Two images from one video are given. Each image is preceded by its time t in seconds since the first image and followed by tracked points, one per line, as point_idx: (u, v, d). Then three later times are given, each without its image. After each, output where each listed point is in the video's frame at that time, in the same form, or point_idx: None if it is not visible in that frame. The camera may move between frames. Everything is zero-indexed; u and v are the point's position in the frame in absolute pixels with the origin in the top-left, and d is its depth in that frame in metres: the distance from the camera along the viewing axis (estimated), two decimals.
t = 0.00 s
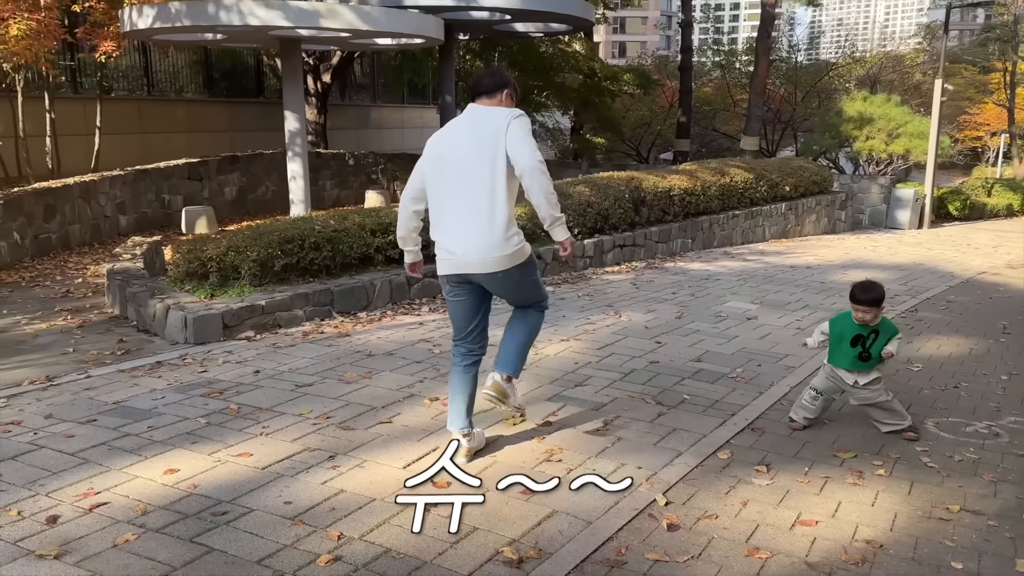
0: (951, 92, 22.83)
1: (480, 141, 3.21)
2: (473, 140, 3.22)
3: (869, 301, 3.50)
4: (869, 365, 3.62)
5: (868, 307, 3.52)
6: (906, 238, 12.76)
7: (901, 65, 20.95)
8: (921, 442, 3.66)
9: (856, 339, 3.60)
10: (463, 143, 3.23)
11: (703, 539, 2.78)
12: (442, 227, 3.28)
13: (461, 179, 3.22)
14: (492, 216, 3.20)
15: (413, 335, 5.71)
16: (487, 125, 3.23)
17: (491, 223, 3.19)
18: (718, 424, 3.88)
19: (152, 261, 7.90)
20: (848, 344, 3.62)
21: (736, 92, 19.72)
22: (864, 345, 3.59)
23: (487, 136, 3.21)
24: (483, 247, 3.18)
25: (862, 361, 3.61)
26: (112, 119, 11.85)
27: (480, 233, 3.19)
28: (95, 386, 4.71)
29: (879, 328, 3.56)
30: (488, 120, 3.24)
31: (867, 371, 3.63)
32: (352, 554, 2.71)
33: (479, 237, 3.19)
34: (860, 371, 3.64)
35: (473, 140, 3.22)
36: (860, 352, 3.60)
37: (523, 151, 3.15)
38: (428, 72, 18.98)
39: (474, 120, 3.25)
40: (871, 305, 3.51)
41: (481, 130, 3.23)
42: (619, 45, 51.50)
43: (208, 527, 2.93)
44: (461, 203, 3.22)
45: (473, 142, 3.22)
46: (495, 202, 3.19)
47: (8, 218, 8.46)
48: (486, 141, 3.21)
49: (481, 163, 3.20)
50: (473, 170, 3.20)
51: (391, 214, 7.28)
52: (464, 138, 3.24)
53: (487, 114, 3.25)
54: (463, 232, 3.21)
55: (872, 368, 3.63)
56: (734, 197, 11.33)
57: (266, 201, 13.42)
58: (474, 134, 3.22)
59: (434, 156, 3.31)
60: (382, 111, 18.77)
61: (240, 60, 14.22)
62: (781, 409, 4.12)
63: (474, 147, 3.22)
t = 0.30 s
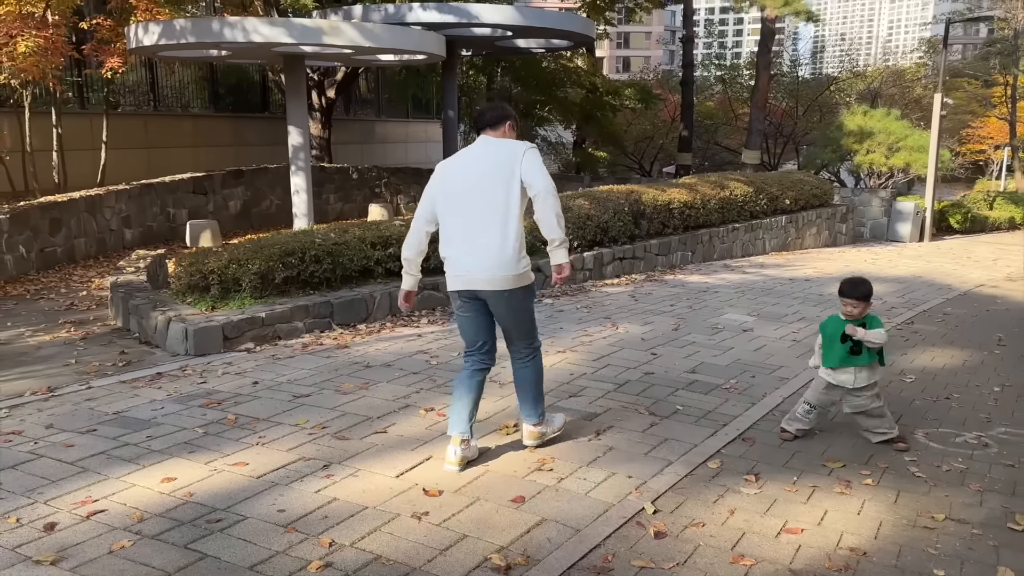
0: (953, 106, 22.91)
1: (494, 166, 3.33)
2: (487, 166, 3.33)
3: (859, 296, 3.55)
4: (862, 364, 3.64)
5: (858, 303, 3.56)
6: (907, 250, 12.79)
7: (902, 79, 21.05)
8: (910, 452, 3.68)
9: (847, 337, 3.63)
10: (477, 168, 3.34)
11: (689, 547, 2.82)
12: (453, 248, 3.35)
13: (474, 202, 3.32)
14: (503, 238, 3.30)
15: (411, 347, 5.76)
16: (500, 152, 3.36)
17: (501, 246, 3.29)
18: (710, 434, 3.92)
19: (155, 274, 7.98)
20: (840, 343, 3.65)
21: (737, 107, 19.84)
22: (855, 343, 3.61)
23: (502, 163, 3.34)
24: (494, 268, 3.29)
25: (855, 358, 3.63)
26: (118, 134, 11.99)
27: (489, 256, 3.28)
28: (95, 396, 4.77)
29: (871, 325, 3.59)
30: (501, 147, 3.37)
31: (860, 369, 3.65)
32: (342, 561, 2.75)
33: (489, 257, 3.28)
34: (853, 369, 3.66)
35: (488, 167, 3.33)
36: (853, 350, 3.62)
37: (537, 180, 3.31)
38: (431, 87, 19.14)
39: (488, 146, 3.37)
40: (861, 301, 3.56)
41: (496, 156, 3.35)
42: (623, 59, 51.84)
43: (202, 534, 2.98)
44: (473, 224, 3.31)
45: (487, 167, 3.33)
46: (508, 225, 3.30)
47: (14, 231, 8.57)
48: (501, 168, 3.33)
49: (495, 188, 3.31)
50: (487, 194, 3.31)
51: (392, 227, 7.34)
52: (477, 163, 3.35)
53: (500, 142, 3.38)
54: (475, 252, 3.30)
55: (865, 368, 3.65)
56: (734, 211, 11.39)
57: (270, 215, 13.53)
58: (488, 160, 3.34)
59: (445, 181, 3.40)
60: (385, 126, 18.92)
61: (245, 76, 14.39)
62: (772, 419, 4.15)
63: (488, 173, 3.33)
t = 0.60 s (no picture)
0: (941, 120, 23.14)
1: (521, 178, 3.57)
2: (514, 178, 3.59)
3: (842, 296, 3.65)
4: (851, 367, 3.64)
5: (843, 303, 3.65)
6: (895, 263, 12.90)
7: (890, 94, 21.27)
8: (892, 460, 3.73)
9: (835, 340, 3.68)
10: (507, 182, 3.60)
11: (672, 554, 2.87)
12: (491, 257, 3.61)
13: (508, 212, 3.57)
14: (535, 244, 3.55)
15: (401, 360, 5.79)
16: (525, 164, 3.59)
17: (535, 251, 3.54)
18: (695, 444, 3.97)
19: (148, 289, 8.02)
20: (828, 346, 3.69)
21: (727, 121, 20.02)
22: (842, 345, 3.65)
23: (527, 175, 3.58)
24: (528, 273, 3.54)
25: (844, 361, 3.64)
26: (111, 151, 12.05)
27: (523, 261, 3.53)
28: (87, 411, 4.79)
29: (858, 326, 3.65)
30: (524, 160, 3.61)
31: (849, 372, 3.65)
32: (330, 570, 2.79)
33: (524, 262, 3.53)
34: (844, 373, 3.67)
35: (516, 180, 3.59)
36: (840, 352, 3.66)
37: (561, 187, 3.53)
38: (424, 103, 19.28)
39: (514, 160, 3.62)
40: (845, 302, 3.65)
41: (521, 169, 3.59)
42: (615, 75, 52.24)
43: (192, 545, 3.02)
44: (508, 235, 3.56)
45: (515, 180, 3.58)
46: (539, 233, 3.55)
47: (6, 248, 8.60)
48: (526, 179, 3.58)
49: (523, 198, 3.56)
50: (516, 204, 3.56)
51: (383, 241, 7.39)
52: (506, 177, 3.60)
53: (524, 156, 3.61)
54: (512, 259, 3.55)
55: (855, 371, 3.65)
56: (724, 224, 11.49)
57: (263, 230, 13.59)
58: (514, 174, 3.59)
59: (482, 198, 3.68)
60: (379, 141, 19.03)
61: (238, 93, 14.49)
62: (757, 430, 4.21)
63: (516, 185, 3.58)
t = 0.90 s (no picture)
0: (918, 134, 23.50)
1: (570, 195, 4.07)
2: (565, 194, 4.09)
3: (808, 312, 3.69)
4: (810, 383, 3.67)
5: (807, 319, 3.69)
6: (873, 275, 13.05)
7: (868, 108, 21.58)
8: (864, 468, 3.76)
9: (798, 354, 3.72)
10: (559, 196, 4.11)
11: (646, 562, 2.90)
12: (544, 263, 4.17)
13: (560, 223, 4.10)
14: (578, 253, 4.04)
15: (381, 374, 5.78)
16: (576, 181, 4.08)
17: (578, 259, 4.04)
18: (671, 454, 4.00)
19: (127, 304, 7.97)
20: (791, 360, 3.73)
21: (708, 135, 20.25)
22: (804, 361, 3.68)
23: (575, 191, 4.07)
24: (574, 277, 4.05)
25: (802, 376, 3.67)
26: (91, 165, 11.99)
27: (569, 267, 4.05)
28: (63, 426, 4.75)
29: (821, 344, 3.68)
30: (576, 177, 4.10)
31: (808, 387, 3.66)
32: None
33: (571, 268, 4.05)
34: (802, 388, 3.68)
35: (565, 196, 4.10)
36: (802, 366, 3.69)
37: (602, 204, 3.94)
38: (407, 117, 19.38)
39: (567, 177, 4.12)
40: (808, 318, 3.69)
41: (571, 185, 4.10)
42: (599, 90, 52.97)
43: (167, 558, 3.00)
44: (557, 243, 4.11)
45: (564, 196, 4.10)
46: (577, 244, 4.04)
47: None
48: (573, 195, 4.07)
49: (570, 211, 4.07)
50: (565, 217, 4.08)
51: (364, 255, 7.41)
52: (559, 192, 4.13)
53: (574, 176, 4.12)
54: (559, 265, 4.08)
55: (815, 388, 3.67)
56: (704, 237, 11.59)
57: (244, 244, 13.55)
58: (565, 190, 4.10)
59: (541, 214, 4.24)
60: (362, 155, 19.06)
61: (220, 107, 14.48)
62: (734, 439, 4.25)
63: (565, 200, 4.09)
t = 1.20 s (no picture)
0: (885, 145, 23.90)
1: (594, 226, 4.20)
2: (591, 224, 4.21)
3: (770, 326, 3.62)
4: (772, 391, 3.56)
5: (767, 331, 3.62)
6: (842, 284, 13.19)
7: (836, 119, 21.90)
8: (831, 478, 3.74)
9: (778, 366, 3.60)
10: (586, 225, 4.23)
11: None
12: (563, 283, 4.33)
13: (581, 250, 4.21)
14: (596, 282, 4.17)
15: (347, 387, 5.69)
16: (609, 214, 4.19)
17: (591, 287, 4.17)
18: (639, 466, 3.95)
19: (88, 317, 7.77)
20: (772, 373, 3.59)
21: (679, 146, 20.42)
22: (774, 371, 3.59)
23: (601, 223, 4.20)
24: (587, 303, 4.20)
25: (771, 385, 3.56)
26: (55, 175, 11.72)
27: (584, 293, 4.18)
28: (15, 444, 4.58)
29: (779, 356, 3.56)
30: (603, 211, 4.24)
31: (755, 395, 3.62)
32: None
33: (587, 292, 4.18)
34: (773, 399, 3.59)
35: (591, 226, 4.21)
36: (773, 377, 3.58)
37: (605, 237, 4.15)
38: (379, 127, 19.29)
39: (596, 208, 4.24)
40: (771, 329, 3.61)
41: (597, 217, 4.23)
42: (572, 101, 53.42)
43: None
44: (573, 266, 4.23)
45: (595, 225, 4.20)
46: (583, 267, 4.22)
47: None
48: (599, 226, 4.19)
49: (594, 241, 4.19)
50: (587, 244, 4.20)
51: (331, 266, 7.30)
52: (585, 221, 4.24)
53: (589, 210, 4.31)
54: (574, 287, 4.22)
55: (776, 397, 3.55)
56: (674, 246, 11.63)
57: (212, 255, 13.34)
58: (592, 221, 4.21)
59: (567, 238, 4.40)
60: (334, 165, 18.91)
61: (188, 117, 14.27)
62: (701, 450, 4.21)
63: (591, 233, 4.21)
